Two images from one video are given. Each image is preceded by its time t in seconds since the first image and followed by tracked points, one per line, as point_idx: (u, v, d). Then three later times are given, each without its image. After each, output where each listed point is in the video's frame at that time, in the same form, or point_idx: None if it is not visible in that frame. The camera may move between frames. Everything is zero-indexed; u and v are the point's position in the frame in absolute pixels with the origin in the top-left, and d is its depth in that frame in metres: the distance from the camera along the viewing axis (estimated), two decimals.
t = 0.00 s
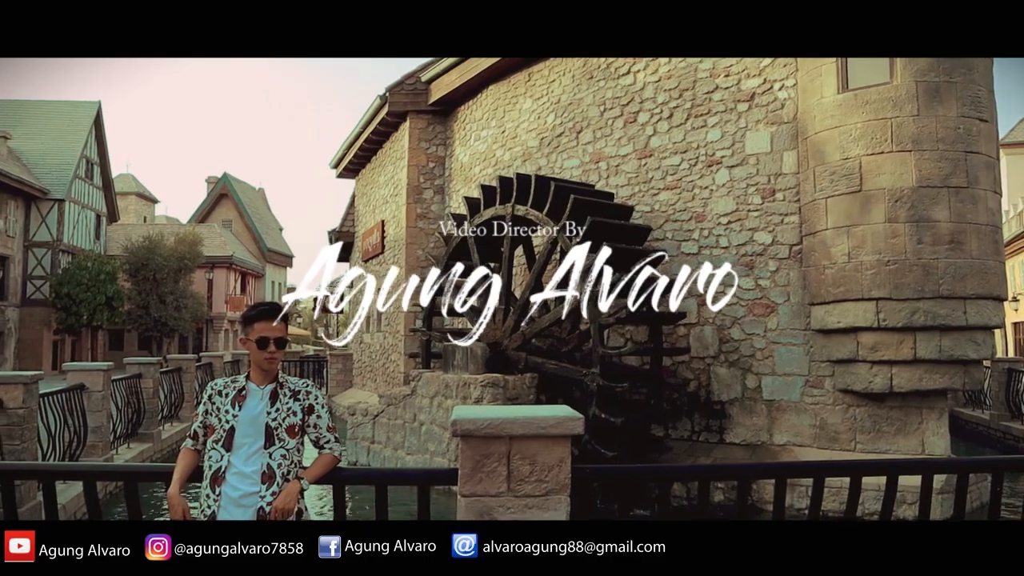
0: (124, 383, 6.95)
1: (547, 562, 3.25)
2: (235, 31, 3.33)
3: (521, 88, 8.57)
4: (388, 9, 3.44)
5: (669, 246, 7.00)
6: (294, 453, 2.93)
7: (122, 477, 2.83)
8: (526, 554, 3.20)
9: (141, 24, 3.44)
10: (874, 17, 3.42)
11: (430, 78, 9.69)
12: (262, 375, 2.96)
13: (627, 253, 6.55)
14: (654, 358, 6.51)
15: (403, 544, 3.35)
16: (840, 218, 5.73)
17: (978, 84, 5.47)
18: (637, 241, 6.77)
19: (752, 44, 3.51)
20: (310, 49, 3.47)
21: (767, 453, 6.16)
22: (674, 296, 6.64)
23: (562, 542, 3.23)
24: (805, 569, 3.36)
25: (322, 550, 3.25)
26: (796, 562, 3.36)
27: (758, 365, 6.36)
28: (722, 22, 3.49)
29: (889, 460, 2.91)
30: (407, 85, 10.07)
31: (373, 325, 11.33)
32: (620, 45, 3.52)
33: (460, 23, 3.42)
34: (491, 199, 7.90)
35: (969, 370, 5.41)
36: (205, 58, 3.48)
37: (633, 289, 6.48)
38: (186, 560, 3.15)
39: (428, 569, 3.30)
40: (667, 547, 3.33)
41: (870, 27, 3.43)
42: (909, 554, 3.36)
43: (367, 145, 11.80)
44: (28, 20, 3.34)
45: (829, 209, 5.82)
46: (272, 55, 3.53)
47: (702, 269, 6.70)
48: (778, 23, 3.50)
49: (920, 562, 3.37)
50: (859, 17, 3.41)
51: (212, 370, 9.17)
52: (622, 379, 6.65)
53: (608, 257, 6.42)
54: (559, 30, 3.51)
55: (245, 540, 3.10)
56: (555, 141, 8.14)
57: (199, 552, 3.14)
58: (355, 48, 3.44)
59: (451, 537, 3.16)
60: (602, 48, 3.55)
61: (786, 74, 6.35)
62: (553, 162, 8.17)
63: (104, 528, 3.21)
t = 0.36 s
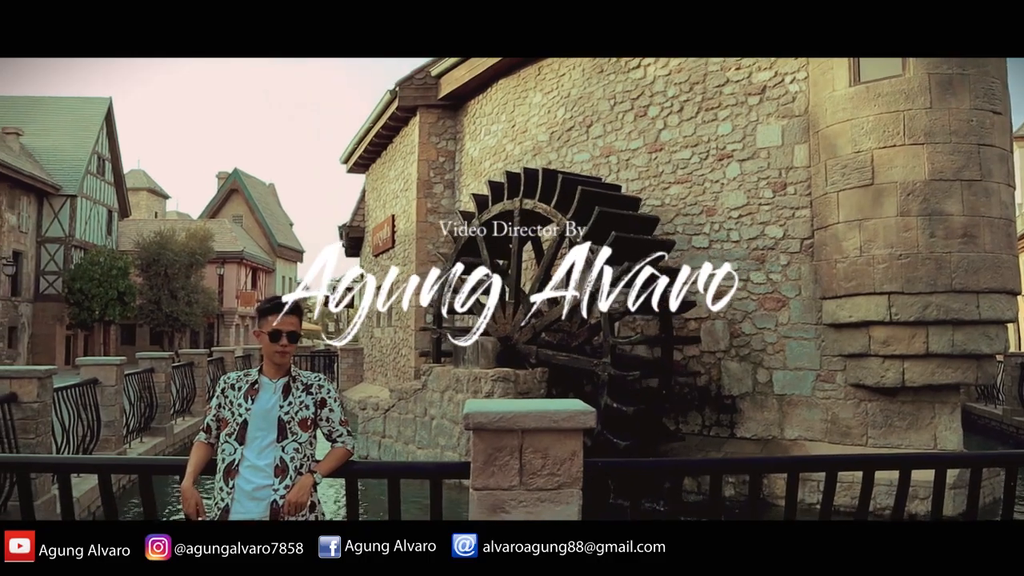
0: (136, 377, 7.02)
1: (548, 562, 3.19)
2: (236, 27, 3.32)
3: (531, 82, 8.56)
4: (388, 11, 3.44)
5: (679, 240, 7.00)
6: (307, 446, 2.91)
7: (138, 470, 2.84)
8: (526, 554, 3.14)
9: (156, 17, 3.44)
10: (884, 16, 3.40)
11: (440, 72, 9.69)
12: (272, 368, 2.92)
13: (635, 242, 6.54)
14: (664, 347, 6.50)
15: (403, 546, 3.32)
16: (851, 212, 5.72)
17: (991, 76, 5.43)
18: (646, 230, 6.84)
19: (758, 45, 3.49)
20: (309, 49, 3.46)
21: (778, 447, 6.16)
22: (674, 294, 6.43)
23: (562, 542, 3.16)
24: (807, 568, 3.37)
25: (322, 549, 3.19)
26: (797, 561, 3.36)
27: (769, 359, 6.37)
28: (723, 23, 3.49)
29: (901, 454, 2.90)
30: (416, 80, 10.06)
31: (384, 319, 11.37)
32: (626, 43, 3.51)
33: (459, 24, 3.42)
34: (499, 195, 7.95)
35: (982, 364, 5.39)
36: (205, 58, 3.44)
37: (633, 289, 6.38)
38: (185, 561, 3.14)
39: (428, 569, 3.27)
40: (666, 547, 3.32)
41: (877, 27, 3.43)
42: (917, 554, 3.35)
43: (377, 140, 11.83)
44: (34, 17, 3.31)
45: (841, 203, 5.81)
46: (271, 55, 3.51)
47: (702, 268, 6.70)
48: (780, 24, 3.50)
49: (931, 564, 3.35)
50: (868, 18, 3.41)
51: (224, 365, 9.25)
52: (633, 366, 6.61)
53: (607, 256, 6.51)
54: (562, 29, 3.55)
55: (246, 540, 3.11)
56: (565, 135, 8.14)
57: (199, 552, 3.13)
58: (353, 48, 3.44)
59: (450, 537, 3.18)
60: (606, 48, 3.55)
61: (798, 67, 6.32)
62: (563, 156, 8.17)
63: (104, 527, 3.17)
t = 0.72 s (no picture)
0: (149, 371, 7.06)
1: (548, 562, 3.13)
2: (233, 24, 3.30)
3: (542, 77, 8.58)
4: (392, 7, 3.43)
5: (691, 235, 7.01)
6: (321, 439, 2.79)
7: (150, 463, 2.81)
8: (526, 554, 3.08)
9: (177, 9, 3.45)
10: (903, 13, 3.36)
11: (451, 67, 9.69)
12: (285, 361, 2.82)
13: (644, 234, 6.49)
14: (676, 336, 6.51)
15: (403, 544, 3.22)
16: (864, 207, 5.72)
17: (1006, 70, 5.40)
18: (654, 221, 6.86)
19: (775, 43, 3.48)
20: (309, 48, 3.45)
21: (789, 442, 6.18)
22: (674, 295, 6.44)
23: (562, 542, 3.10)
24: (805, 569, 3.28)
25: (322, 550, 3.05)
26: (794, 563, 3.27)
27: (781, 355, 6.39)
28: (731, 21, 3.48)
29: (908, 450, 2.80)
30: (428, 75, 10.06)
31: (395, 314, 11.42)
32: (642, 36, 3.50)
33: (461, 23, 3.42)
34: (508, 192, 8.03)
35: (995, 361, 5.36)
36: (205, 57, 3.43)
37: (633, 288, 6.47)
38: (185, 562, 3.08)
39: (428, 570, 3.16)
40: (667, 547, 3.21)
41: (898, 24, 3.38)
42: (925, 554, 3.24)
43: (388, 135, 11.85)
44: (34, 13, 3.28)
45: (853, 198, 5.81)
46: (271, 55, 3.49)
47: (702, 268, 6.68)
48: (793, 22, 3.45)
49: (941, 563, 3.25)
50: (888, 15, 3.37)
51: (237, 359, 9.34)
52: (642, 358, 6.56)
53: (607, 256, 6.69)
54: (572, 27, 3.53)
55: (245, 540, 3.06)
56: (576, 130, 8.15)
57: (199, 552, 3.08)
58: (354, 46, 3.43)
59: (449, 537, 3.07)
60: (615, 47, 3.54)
61: (811, 61, 6.30)
62: (574, 151, 8.19)
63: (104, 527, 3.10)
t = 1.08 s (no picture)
0: (165, 365, 7.12)
1: (548, 562, 2.99)
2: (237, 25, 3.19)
3: (556, 70, 8.59)
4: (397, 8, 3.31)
5: (705, 230, 7.04)
6: (339, 431, 2.74)
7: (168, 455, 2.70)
8: (526, 554, 2.95)
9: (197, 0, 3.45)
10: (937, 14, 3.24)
11: (464, 62, 9.70)
12: (304, 354, 2.76)
13: (657, 224, 6.53)
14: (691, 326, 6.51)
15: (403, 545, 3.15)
16: (879, 200, 5.70)
17: None
18: (666, 211, 6.90)
19: (803, 45, 3.37)
20: (310, 48, 3.33)
21: (804, 437, 6.22)
22: (674, 295, 6.60)
23: (562, 541, 2.94)
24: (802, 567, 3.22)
25: (322, 549, 2.92)
26: (792, 560, 3.21)
27: (796, 349, 6.42)
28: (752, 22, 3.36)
29: (926, 447, 2.69)
30: (441, 69, 10.06)
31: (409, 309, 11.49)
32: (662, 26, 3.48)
33: (464, 23, 3.30)
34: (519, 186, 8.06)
35: (1014, 355, 5.32)
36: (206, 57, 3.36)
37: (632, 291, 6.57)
38: (185, 562, 3.00)
39: (428, 570, 3.10)
40: (666, 548, 3.09)
41: (943, 17, 3.22)
42: (927, 554, 3.19)
43: (402, 130, 11.89)
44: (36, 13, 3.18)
45: (869, 191, 5.80)
46: (272, 55, 3.38)
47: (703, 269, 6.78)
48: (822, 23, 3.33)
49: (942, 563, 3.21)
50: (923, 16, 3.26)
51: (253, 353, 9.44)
52: (659, 346, 6.54)
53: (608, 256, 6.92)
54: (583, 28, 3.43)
55: (245, 540, 2.96)
56: (590, 124, 8.16)
57: (199, 552, 3.00)
58: (357, 47, 3.32)
59: (450, 537, 3.04)
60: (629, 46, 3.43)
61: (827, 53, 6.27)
62: (588, 145, 8.20)
63: (105, 526, 3.02)
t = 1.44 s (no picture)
0: (183, 357, 7.20)
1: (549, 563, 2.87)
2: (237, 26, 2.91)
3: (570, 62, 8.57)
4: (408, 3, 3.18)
5: (721, 221, 7.02)
6: (355, 424, 2.67)
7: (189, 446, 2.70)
8: (525, 555, 2.86)
9: None
10: (997, 14, 2.97)
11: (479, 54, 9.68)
12: (321, 345, 2.70)
13: (671, 212, 6.54)
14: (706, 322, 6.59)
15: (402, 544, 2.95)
16: (898, 191, 5.67)
17: None
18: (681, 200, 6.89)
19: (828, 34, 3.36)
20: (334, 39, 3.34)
21: (821, 429, 6.21)
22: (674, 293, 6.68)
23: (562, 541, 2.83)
24: (809, 568, 3.00)
25: (321, 549, 2.79)
26: (804, 562, 3.00)
27: (813, 341, 6.41)
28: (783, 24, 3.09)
29: (941, 438, 2.67)
30: (455, 61, 10.03)
31: (424, 301, 11.52)
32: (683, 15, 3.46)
33: (468, 23, 3.00)
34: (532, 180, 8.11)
35: None
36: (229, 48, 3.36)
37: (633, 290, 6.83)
38: (185, 563, 2.84)
39: (427, 571, 2.90)
40: (667, 547, 2.90)
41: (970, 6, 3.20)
42: (945, 553, 2.99)
43: (417, 122, 11.90)
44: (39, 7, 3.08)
45: (886, 182, 5.76)
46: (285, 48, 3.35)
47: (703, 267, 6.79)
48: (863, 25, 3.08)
49: (958, 567, 3.00)
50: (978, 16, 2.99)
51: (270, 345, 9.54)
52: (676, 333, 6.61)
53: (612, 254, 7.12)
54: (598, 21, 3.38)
55: (245, 540, 2.83)
56: (606, 116, 8.15)
57: (199, 552, 2.85)
58: (360, 48, 3.04)
59: (448, 537, 2.88)
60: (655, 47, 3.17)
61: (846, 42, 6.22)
62: (603, 137, 8.18)
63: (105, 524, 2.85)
